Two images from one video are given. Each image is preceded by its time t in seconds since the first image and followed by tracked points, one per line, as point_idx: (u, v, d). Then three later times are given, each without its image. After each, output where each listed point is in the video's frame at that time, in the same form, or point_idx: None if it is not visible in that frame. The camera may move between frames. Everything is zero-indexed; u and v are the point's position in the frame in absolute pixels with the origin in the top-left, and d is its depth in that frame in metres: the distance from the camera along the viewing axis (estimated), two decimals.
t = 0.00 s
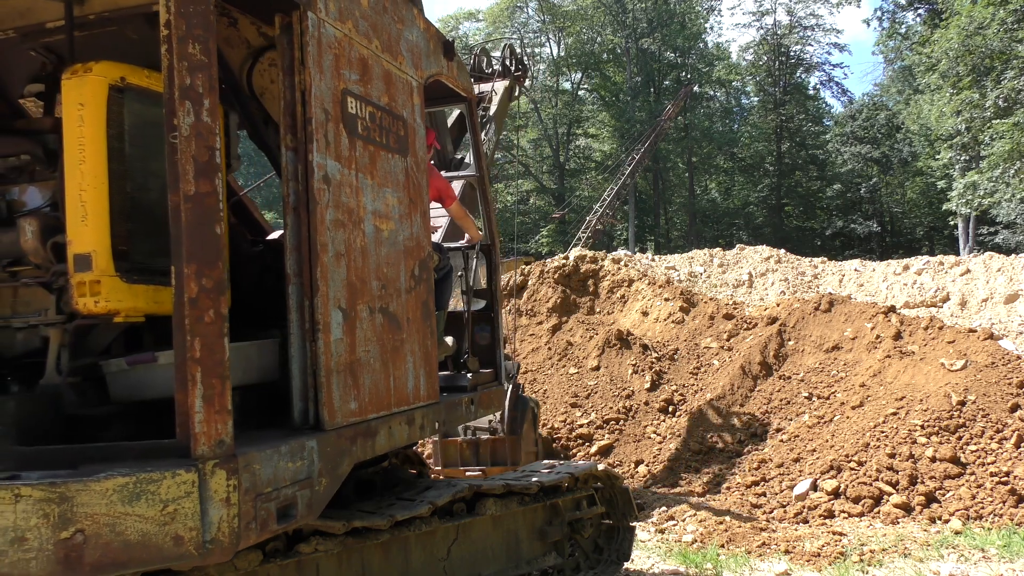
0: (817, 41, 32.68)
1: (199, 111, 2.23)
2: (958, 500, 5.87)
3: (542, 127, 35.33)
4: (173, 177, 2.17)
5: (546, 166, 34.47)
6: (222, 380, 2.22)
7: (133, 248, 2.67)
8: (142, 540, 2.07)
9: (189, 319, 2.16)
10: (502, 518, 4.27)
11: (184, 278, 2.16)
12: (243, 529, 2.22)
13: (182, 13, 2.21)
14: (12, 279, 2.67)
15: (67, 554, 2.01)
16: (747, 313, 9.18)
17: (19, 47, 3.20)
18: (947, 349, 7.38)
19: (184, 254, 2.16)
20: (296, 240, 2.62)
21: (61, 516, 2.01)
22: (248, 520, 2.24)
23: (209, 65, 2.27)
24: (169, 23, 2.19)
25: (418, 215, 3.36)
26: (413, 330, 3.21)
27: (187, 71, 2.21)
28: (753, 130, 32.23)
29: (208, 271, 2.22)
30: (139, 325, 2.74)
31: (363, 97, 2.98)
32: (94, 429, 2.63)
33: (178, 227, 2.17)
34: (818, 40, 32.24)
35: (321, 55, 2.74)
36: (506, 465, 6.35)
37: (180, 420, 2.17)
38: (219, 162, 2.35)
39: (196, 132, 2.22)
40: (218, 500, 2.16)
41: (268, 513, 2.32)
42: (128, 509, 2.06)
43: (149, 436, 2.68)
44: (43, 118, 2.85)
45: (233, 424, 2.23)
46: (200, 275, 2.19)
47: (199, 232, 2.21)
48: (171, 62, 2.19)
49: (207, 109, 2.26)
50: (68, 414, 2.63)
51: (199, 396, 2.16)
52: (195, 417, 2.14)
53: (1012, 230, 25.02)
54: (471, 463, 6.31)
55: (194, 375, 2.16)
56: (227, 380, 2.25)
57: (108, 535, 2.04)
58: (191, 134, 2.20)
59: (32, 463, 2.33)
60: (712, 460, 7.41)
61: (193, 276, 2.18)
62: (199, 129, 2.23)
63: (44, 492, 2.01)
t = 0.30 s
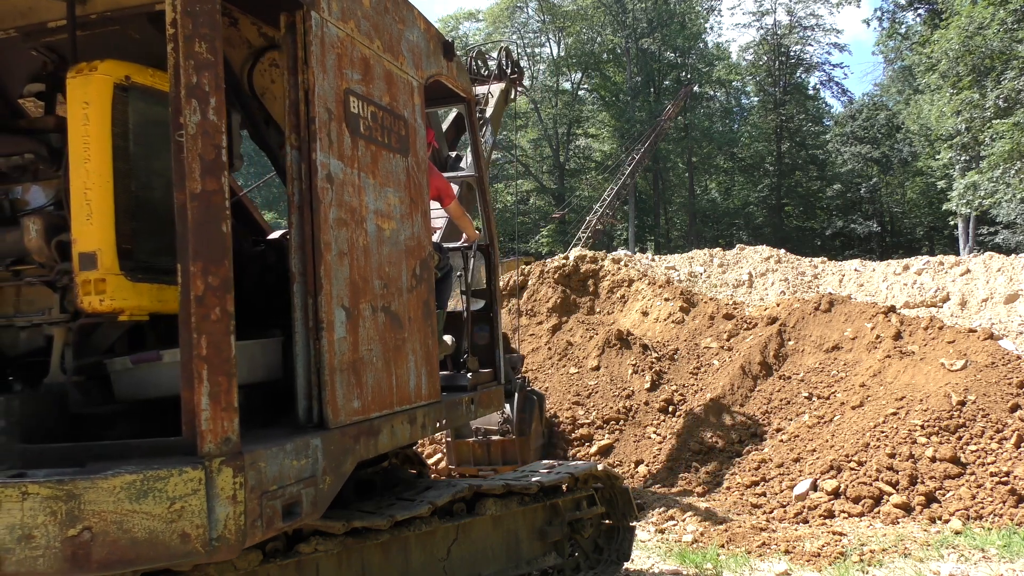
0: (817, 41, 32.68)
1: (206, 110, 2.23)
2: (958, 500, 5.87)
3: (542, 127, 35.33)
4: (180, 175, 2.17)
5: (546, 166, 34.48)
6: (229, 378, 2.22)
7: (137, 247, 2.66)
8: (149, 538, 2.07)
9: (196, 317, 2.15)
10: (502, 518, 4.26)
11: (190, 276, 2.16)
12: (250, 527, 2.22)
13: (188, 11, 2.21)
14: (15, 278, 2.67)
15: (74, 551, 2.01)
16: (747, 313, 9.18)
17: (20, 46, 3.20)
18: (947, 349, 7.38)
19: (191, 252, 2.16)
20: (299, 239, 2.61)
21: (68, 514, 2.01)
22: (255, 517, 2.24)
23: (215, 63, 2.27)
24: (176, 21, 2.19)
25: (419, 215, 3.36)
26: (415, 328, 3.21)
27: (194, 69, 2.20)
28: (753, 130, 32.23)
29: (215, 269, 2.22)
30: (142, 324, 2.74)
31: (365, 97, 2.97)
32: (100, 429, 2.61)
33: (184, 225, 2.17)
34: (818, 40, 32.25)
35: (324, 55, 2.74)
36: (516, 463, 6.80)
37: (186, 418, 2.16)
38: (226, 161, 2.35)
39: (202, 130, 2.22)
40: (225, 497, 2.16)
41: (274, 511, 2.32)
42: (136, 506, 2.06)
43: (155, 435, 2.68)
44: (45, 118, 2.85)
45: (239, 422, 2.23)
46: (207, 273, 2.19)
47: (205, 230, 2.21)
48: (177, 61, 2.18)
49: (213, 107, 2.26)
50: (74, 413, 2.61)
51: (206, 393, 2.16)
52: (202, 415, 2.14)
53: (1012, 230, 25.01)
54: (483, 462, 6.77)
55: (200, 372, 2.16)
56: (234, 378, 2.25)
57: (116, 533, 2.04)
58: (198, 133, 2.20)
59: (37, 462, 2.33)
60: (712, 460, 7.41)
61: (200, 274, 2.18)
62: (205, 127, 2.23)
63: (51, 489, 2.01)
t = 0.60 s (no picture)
0: (817, 41, 32.68)
1: (203, 109, 2.23)
2: (958, 500, 5.87)
3: (542, 127, 35.35)
4: (177, 175, 2.17)
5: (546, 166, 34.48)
6: (226, 378, 2.22)
7: (136, 247, 2.66)
8: (146, 537, 2.06)
9: (193, 317, 2.15)
10: (502, 518, 4.26)
11: (187, 275, 2.15)
12: (246, 527, 2.22)
13: (185, 11, 2.21)
14: (14, 278, 2.67)
15: (71, 551, 2.01)
16: (747, 313, 9.18)
17: (20, 47, 3.20)
18: (947, 349, 7.38)
19: (188, 252, 2.16)
20: (297, 239, 2.61)
21: (64, 514, 2.01)
22: (251, 517, 2.24)
23: (212, 63, 2.26)
24: (172, 21, 2.19)
25: (419, 215, 3.36)
26: (414, 328, 3.21)
27: (190, 68, 2.20)
28: (753, 130, 32.21)
29: (212, 269, 2.22)
30: (140, 323, 2.75)
31: (364, 97, 2.97)
32: (98, 429, 2.61)
33: (181, 225, 2.17)
34: (818, 40, 32.25)
35: (323, 55, 2.74)
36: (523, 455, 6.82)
37: (183, 418, 2.16)
38: (223, 160, 2.35)
39: (199, 129, 2.22)
40: (222, 497, 2.16)
41: (271, 511, 2.32)
42: (132, 506, 2.06)
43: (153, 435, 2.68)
44: (44, 118, 2.85)
45: (236, 421, 2.22)
46: (204, 273, 2.19)
47: (202, 230, 2.20)
48: (175, 60, 2.18)
49: (210, 107, 2.25)
50: (73, 412, 2.61)
51: (202, 393, 2.15)
52: (198, 414, 2.14)
53: (1012, 230, 25.01)
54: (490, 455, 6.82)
55: (197, 372, 2.15)
56: (230, 378, 2.25)
57: (112, 532, 2.04)
58: (195, 132, 2.20)
59: (35, 462, 2.32)
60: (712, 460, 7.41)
61: (197, 273, 2.18)
62: (202, 126, 2.23)
63: (48, 489, 2.01)
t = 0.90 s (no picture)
0: (817, 41, 32.68)
1: (200, 109, 2.23)
2: (958, 500, 5.86)
3: (542, 127, 35.38)
4: (173, 175, 2.17)
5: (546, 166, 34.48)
6: (222, 378, 2.21)
7: (134, 246, 2.66)
8: (142, 538, 2.06)
9: (189, 317, 2.15)
10: (502, 518, 4.26)
11: (184, 275, 2.15)
12: (243, 527, 2.21)
13: (182, 11, 2.21)
14: (12, 278, 2.67)
15: (67, 551, 2.00)
16: (747, 313, 9.18)
17: (19, 47, 3.20)
18: (947, 349, 7.38)
19: (185, 251, 2.16)
20: (296, 239, 2.61)
21: (61, 514, 2.00)
22: (248, 517, 2.24)
23: (209, 63, 2.26)
24: (169, 21, 2.19)
25: (418, 215, 3.36)
26: (414, 328, 3.21)
27: (187, 69, 2.20)
28: (753, 130, 32.20)
29: (208, 269, 2.21)
30: (138, 323, 2.75)
31: (363, 97, 2.97)
32: (96, 429, 2.61)
33: (178, 225, 2.17)
34: (818, 40, 32.24)
35: (321, 55, 2.74)
36: (523, 444, 7.27)
37: (180, 418, 2.16)
38: (220, 161, 2.35)
39: (196, 129, 2.22)
40: (218, 497, 2.15)
41: (268, 511, 2.31)
42: (129, 506, 2.05)
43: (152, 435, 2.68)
44: (44, 119, 2.85)
45: (233, 421, 2.22)
46: (200, 273, 2.19)
47: (199, 230, 2.20)
48: (171, 60, 2.18)
49: (207, 107, 2.25)
50: (71, 412, 2.61)
51: (199, 393, 2.15)
52: (195, 415, 2.14)
53: (1013, 230, 25.01)
54: (492, 442, 7.24)
55: (194, 372, 2.15)
56: (228, 378, 2.24)
57: (108, 533, 2.04)
58: (191, 132, 2.20)
59: (33, 462, 2.32)
60: (712, 460, 7.41)
61: (193, 273, 2.18)
62: (199, 126, 2.23)
63: (44, 489, 2.00)
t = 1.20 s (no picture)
0: (817, 41, 32.68)
1: (203, 109, 2.23)
2: (958, 500, 5.87)
3: (542, 127, 35.44)
4: (177, 175, 2.17)
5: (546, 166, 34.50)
6: (226, 378, 2.22)
7: (136, 246, 2.66)
8: (146, 537, 2.07)
9: (193, 317, 2.15)
10: (502, 518, 4.26)
11: (187, 275, 2.15)
12: (246, 527, 2.22)
13: (186, 11, 2.21)
14: (14, 278, 2.67)
15: (71, 551, 2.01)
16: (747, 313, 9.18)
17: (20, 47, 3.20)
18: (947, 349, 7.38)
19: (188, 251, 2.16)
20: (298, 239, 2.61)
21: (65, 514, 2.01)
22: (252, 517, 2.24)
23: (213, 63, 2.26)
24: (173, 21, 2.19)
25: (419, 215, 3.36)
26: (414, 329, 3.21)
27: (190, 69, 2.20)
28: (753, 130, 32.20)
29: (212, 269, 2.22)
30: (140, 323, 2.75)
31: (364, 97, 2.97)
32: (97, 428, 2.60)
33: (181, 225, 2.17)
34: (818, 40, 32.23)
35: (323, 55, 2.74)
36: (529, 432, 7.43)
37: (183, 418, 2.16)
38: (223, 161, 2.35)
39: (199, 129, 2.22)
40: (222, 497, 2.16)
41: (271, 511, 2.32)
42: (133, 506, 2.06)
43: (153, 434, 2.68)
44: (45, 119, 2.85)
45: (236, 421, 2.22)
46: (204, 272, 2.19)
47: (202, 230, 2.20)
48: (175, 60, 2.18)
49: (211, 107, 2.26)
50: (72, 412, 2.61)
51: (203, 393, 2.15)
52: (198, 414, 2.14)
53: (1013, 230, 25.02)
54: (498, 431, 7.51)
55: (198, 372, 2.15)
56: (231, 378, 2.25)
57: (113, 532, 2.04)
58: (195, 132, 2.20)
59: (35, 462, 2.33)
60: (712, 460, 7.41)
61: (197, 273, 2.18)
62: (202, 127, 2.23)
63: (48, 489, 2.01)
